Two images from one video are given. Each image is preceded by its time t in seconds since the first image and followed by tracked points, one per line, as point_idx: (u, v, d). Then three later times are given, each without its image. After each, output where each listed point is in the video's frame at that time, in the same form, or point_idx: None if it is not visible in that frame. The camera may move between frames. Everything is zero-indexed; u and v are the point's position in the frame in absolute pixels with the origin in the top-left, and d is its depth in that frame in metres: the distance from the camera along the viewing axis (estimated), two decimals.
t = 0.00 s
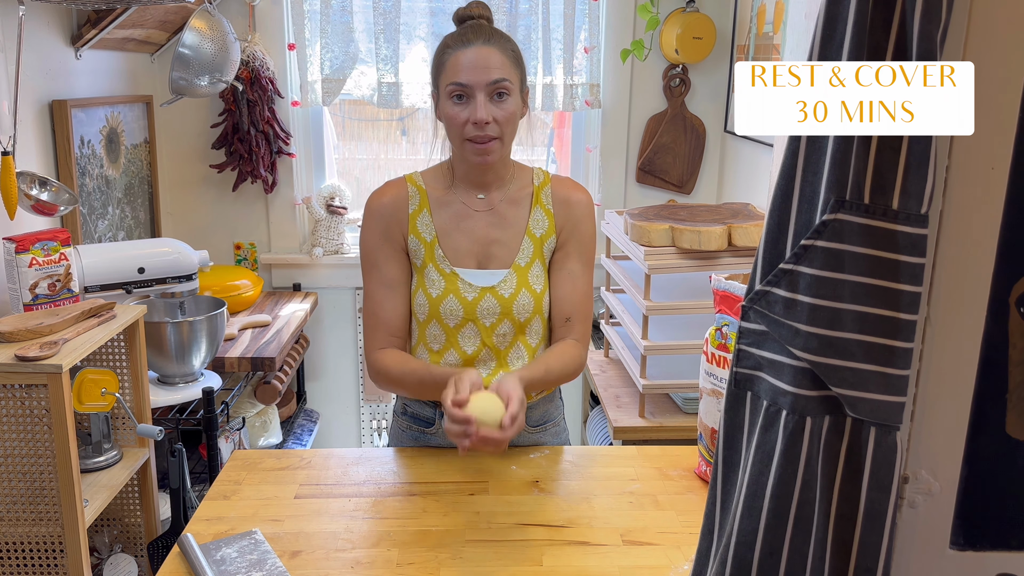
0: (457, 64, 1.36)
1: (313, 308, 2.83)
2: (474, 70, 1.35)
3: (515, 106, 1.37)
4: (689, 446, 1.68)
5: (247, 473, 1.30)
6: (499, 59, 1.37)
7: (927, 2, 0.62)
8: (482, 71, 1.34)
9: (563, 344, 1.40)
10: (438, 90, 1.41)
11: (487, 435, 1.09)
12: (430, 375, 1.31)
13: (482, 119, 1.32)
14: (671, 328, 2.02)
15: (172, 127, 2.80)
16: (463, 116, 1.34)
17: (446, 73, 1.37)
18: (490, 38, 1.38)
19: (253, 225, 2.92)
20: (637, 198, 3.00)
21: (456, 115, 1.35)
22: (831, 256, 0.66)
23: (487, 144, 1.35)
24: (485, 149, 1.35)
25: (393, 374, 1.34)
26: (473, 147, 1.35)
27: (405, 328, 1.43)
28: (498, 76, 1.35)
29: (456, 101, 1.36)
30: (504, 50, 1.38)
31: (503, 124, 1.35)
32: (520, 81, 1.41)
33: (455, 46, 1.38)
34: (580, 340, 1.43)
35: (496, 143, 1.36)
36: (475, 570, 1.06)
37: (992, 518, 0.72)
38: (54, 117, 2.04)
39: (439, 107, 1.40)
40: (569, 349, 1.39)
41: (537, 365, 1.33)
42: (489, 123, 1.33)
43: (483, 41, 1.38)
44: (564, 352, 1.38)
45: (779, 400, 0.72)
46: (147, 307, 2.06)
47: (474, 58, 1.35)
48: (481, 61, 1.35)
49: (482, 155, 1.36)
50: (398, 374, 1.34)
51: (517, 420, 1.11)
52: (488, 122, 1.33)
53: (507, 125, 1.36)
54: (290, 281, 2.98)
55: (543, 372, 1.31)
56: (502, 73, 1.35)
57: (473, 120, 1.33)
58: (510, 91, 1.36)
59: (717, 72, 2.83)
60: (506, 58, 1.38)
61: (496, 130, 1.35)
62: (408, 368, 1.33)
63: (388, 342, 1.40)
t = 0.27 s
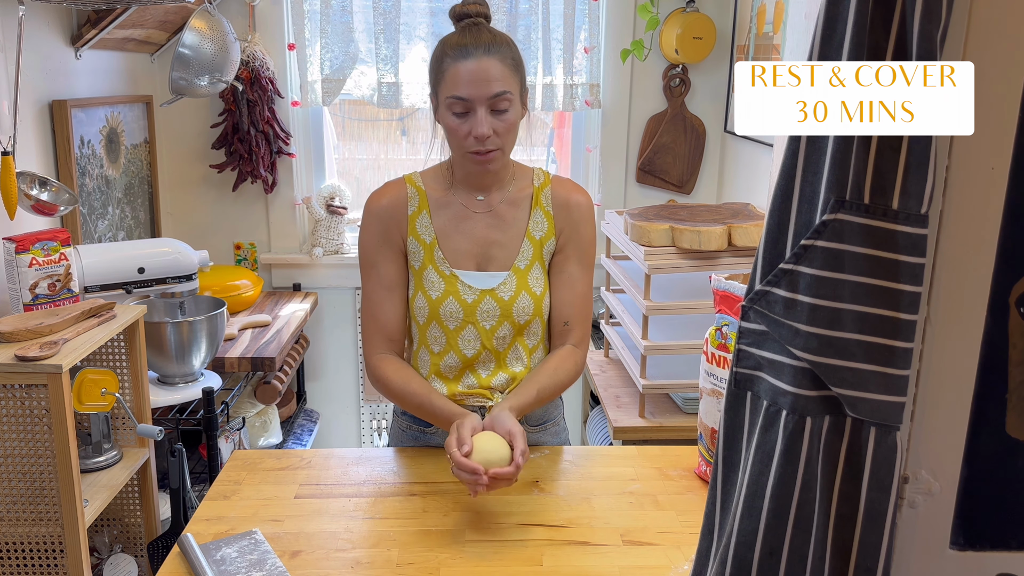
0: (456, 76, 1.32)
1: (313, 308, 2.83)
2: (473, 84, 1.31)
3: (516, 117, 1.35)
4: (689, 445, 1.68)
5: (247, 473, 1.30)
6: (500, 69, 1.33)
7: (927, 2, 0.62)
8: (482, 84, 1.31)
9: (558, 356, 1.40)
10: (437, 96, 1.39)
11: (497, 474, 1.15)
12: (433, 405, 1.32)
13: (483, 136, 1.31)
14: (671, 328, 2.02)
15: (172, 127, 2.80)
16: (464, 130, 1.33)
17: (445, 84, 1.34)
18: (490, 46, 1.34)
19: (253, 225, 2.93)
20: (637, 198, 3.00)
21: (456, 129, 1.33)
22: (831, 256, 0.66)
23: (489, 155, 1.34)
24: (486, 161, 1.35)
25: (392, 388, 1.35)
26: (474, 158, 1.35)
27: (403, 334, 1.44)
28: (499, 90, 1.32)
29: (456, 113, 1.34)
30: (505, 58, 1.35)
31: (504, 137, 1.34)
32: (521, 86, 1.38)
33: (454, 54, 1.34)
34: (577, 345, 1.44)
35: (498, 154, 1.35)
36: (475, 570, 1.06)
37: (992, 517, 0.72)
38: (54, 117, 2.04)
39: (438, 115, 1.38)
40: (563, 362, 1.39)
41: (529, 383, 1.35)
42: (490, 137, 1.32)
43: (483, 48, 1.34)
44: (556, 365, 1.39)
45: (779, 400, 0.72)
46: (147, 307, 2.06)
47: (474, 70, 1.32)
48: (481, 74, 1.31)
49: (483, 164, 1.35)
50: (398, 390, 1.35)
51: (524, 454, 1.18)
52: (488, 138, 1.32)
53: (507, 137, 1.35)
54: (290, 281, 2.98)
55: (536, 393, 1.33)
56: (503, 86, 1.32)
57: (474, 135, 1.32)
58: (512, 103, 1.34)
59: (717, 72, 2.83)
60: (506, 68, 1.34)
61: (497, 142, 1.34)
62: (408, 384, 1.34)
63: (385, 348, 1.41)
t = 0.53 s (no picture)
0: (452, 97, 1.31)
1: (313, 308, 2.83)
2: (469, 107, 1.30)
3: (513, 135, 1.35)
4: (689, 446, 1.68)
5: (247, 473, 1.30)
6: (497, 90, 1.32)
7: (927, 2, 0.62)
8: (478, 108, 1.30)
9: (541, 390, 1.40)
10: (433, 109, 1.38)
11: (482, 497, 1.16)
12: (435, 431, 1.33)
13: (479, 161, 1.31)
14: (671, 328, 2.02)
15: (172, 127, 2.80)
16: (461, 151, 1.33)
17: (441, 103, 1.33)
18: (487, 66, 1.32)
19: (253, 225, 2.92)
20: (637, 198, 3.00)
21: (453, 150, 1.34)
22: (831, 256, 0.66)
23: (486, 175, 1.35)
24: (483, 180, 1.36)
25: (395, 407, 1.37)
26: (472, 176, 1.36)
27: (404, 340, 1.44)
28: (497, 112, 1.31)
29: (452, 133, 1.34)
30: (503, 77, 1.33)
31: (501, 158, 1.34)
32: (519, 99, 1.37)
33: (450, 72, 1.33)
34: (571, 356, 1.44)
35: (495, 172, 1.36)
36: (475, 570, 1.06)
37: (992, 518, 0.72)
38: (54, 117, 2.04)
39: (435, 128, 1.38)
40: (547, 396, 1.39)
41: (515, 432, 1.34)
42: (486, 160, 1.33)
43: (480, 67, 1.32)
44: (539, 402, 1.38)
45: (779, 400, 0.72)
46: (147, 307, 2.06)
47: (470, 93, 1.30)
48: (478, 98, 1.30)
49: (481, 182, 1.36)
50: (402, 412, 1.36)
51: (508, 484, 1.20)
52: (485, 162, 1.32)
53: (504, 156, 1.35)
54: (290, 281, 2.98)
55: (521, 441, 1.31)
56: (501, 108, 1.32)
57: (470, 159, 1.32)
58: (509, 123, 1.33)
59: (717, 72, 2.83)
60: (504, 87, 1.33)
61: (495, 161, 1.35)
62: (412, 407, 1.36)
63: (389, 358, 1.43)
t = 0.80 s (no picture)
0: (446, 107, 1.31)
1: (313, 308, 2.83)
2: (463, 117, 1.30)
3: (509, 143, 1.35)
4: (689, 446, 1.68)
5: (247, 473, 1.30)
6: (492, 101, 1.31)
7: (927, 2, 0.62)
8: (473, 117, 1.30)
9: (542, 391, 1.39)
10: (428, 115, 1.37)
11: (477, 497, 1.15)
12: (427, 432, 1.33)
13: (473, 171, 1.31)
14: (671, 328, 2.02)
15: (172, 127, 2.80)
16: (456, 160, 1.33)
17: (436, 112, 1.33)
18: (482, 75, 1.31)
19: (253, 225, 2.92)
20: (637, 198, 3.00)
21: (448, 159, 1.34)
22: (831, 256, 0.66)
23: (482, 183, 1.35)
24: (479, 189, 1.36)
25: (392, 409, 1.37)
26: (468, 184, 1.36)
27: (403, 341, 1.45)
28: (492, 123, 1.30)
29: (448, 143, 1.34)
30: (498, 86, 1.32)
31: (497, 167, 1.34)
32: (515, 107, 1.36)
33: (444, 82, 1.32)
34: (575, 357, 1.43)
35: (491, 180, 1.36)
36: (475, 570, 1.06)
37: (992, 517, 0.72)
38: (53, 117, 2.04)
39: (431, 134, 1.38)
40: (547, 396, 1.39)
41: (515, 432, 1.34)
42: (481, 170, 1.32)
43: (475, 76, 1.31)
44: (540, 403, 1.37)
45: (779, 400, 0.72)
46: (147, 307, 2.06)
47: (464, 104, 1.30)
48: (472, 109, 1.30)
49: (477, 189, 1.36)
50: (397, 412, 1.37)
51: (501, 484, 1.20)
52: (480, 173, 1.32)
53: (500, 165, 1.35)
54: (290, 281, 2.98)
55: (521, 441, 1.31)
56: (496, 118, 1.31)
57: (466, 170, 1.32)
58: (504, 132, 1.33)
59: (717, 71, 2.83)
60: (500, 96, 1.32)
61: (490, 170, 1.34)
62: (407, 409, 1.36)
63: (386, 359, 1.43)
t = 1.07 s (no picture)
0: (443, 110, 1.31)
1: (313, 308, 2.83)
2: (460, 120, 1.30)
3: (507, 146, 1.35)
4: (689, 446, 1.68)
5: (247, 473, 1.30)
6: (488, 104, 1.31)
7: (927, 1, 0.62)
8: (469, 120, 1.30)
9: (542, 391, 1.39)
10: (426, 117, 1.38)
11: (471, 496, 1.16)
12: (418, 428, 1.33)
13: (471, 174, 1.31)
14: (671, 328, 2.02)
15: (172, 127, 2.80)
16: (453, 164, 1.33)
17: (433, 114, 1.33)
18: (478, 78, 1.31)
19: (253, 225, 2.92)
20: (637, 198, 3.00)
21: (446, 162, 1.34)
22: (831, 256, 0.66)
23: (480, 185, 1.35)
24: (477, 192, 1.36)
25: (386, 409, 1.37)
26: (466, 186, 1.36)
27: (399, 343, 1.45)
28: (488, 127, 1.30)
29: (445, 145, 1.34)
30: (495, 89, 1.32)
31: (494, 170, 1.34)
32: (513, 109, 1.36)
33: (441, 85, 1.32)
34: (576, 359, 1.44)
35: (489, 183, 1.36)
36: (475, 570, 1.06)
37: (993, 517, 0.72)
38: (53, 117, 2.04)
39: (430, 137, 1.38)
40: (547, 396, 1.39)
41: (515, 431, 1.34)
42: (478, 173, 1.32)
43: (471, 79, 1.31)
44: (540, 403, 1.38)
45: (779, 400, 0.72)
46: (147, 307, 2.06)
47: (461, 108, 1.30)
48: (468, 113, 1.29)
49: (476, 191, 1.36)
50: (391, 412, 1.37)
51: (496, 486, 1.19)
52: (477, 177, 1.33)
53: (497, 168, 1.35)
54: (290, 281, 2.98)
55: (521, 440, 1.31)
56: (492, 122, 1.31)
57: (462, 173, 1.32)
58: (502, 135, 1.33)
59: (717, 71, 2.83)
60: (497, 100, 1.32)
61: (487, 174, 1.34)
62: (401, 409, 1.36)
63: (382, 359, 1.44)
